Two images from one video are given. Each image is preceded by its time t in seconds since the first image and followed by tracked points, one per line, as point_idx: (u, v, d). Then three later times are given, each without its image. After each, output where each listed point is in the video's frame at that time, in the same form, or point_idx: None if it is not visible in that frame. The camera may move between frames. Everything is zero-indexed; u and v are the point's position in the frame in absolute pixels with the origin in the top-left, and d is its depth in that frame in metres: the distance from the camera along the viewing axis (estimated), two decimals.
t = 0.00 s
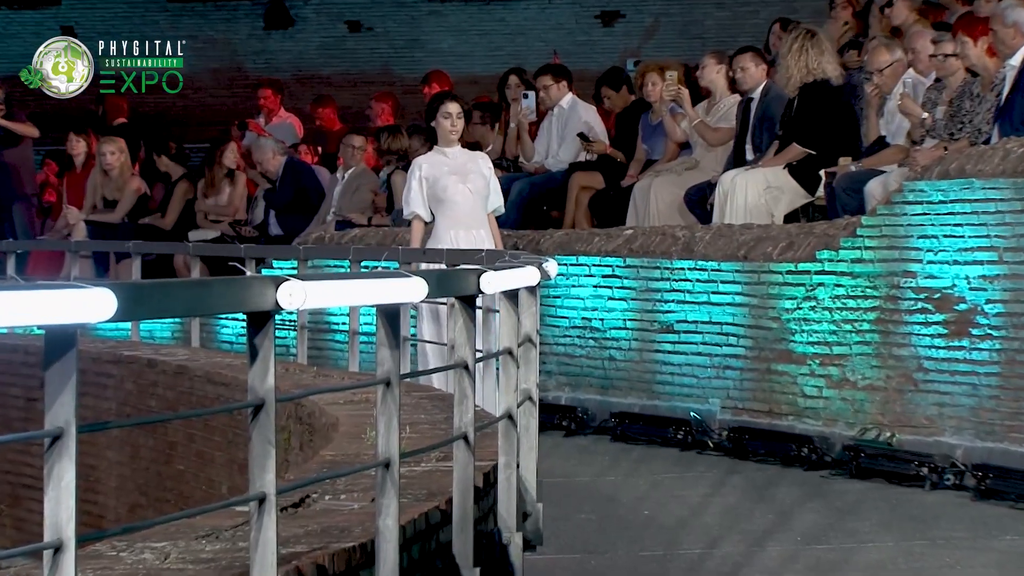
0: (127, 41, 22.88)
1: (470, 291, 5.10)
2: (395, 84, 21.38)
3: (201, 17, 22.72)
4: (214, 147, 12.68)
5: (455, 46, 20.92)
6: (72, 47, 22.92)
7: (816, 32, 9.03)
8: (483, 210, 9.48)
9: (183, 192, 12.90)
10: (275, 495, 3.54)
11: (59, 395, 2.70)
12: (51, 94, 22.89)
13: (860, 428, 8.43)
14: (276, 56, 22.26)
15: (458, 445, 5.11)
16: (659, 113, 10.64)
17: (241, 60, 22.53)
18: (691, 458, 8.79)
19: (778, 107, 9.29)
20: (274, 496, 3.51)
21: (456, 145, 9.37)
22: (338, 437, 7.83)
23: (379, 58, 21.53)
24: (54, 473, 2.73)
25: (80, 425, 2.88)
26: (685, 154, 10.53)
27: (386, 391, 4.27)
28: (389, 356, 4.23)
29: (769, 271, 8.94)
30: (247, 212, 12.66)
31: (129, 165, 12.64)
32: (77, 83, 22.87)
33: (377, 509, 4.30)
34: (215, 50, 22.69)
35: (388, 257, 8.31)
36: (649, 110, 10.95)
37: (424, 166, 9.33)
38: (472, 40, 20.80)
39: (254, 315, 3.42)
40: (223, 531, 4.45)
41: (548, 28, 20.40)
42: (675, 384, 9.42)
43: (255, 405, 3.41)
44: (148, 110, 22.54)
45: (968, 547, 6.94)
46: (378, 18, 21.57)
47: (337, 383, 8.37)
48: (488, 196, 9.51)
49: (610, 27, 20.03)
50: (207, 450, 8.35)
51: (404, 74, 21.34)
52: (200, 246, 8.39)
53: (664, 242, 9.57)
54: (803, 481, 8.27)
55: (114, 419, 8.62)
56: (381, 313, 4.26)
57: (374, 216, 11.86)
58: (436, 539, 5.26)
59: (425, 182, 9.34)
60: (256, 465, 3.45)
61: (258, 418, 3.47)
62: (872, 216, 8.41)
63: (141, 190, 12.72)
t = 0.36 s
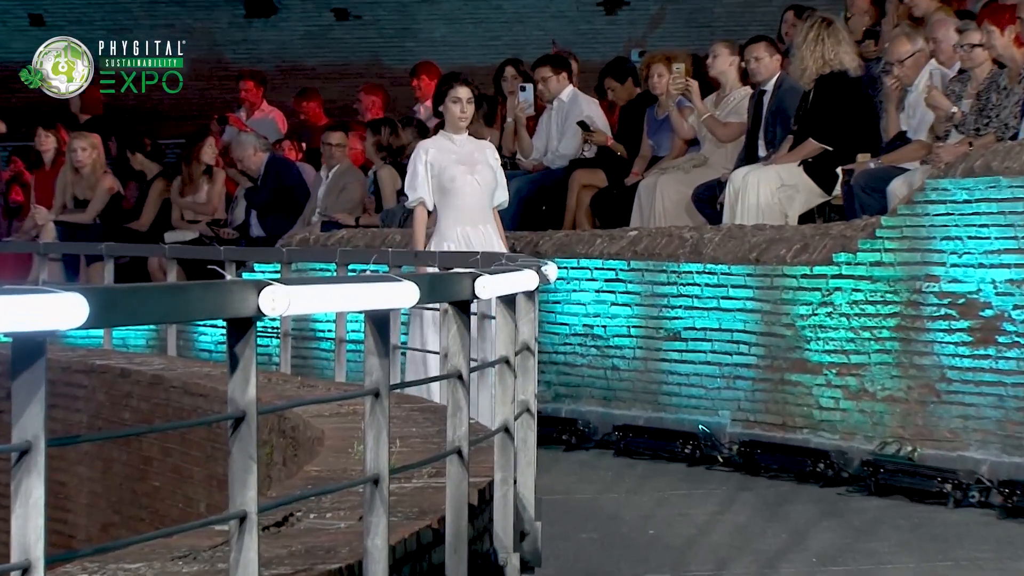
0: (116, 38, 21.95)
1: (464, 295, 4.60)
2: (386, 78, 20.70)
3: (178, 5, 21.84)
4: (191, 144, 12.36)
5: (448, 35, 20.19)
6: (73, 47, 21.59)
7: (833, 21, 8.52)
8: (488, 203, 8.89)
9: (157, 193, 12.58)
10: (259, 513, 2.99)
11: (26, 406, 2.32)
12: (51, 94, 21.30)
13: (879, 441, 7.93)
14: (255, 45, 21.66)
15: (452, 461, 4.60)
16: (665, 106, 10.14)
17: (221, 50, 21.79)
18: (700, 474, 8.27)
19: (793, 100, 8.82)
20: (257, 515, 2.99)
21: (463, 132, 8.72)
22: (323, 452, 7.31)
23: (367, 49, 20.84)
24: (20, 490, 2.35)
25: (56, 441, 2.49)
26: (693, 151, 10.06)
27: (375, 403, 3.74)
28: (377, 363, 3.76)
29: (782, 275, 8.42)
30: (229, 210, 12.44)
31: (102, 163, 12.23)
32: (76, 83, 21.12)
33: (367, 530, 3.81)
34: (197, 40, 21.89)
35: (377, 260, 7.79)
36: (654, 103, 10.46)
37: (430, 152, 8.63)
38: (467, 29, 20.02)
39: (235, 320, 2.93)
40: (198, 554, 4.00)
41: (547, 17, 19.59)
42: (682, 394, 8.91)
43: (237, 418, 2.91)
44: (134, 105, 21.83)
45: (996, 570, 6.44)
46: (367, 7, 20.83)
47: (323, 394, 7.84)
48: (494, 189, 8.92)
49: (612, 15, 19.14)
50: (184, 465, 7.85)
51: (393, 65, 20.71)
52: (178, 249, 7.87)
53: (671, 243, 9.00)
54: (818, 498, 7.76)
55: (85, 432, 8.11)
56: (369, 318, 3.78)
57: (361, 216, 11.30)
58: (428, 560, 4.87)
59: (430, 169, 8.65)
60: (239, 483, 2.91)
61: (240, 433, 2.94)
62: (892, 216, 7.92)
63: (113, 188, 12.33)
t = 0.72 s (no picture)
0: (80, 25, 21.21)
1: (452, 300, 4.12)
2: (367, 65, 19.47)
3: None
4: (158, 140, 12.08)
5: (435, 22, 19.20)
6: (72, 47, 20.38)
7: (844, 6, 8.02)
8: (494, 210, 8.04)
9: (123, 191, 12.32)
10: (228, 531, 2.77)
11: None
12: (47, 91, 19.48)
13: (894, 455, 7.44)
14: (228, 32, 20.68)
15: (436, 476, 4.19)
16: (665, 98, 9.68)
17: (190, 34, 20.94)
18: (702, 490, 7.79)
19: (801, 91, 8.32)
20: (230, 532, 2.75)
21: (467, 132, 7.93)
22: (299, 466, 6.80)
23: (348, 37, 19.74)
24: None
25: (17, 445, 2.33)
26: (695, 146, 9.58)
27: (357, 414, 3.39)
28: (360, 372, 3.37)
29: (789, 277, 7.92)
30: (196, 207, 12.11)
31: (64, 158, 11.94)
32: (77, 83, 20.00)
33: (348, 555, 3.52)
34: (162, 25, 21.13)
35: (357, 261, 7.29)
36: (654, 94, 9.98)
37: (430, 153, 7.88)
38: (454, 15, 19.08)
39: (206, 327, 2.66)
40: None
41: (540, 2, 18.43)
42: (683, 405, 8.40)
43: (208, 430, 2.66)
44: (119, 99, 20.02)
45: None
46: None
47: (301, 405, 7.34)
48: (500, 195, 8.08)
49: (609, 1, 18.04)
50: (152, 480, 7.38)
51: (376, 54, 19.49)
52: (144, 250, 7.39)
53: (670, 244, 8.55)
54: (828, 516, 7.28)
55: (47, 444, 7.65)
56: (348, 323, 3.39)
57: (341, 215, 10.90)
58: None
59: (429, 172, 7.90)
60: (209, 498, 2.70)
61: (210, 444, 2.68)
62: (907, 214, 7.43)
63: (77, 185, 12.04)
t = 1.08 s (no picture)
0: (58, 24, 21.43)
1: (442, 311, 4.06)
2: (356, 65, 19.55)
3: None
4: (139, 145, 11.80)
5: (427, 20, 19.40)
6: (73, 47, 20.21)
7: (850, 5, 7.78)
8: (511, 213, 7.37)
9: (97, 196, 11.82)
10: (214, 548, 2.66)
11: None
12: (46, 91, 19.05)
13: (899, 469, 7.22)
14: (212, 31, 20.90)
15: (428, 490, 4.14)
16: (665, 99, 9.40)
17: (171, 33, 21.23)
18: (702, 505, 7.57)
19: (805, 93, 8.06)
20: (214, 549, 2.63)
21: (480, 130, 7.28)
22: (286, 480, 6.59)
23: (336, 36, 20.01)
24: None
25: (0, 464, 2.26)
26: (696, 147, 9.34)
27: (345, 426, 3.34)
28: (346, 384, 3.31)
29: (792, 285, 7.70)
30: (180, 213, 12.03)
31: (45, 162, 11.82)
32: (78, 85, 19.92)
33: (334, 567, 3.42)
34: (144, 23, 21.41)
35: (346, 269, 7.07)
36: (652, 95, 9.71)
37: (439, 154, 7.26)
38: (445, 14, 19.31)
39: (189, 337, 2.55)
40: None
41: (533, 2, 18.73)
42: (682, 417, 8.16)
43: (192, 442, 2.55)
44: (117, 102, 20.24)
45: None
46: None
47: (289, 417, 7.11)
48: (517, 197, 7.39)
49: None
50: (134, 495, 7.20)
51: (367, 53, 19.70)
52: (127, 257, 7.15)
53: (670, 251, 8.35)
54: (831, 532, 7.06)
55: (26, 458, 7.48)
56: (336, 334, 3.33)
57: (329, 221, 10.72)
58: None
59: (438, 175, 7.27)
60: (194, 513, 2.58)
61: (195, 459, 2.57)
62: (913, 220, 7.20)
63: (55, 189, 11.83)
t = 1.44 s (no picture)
0: (45, 26, 21.00)
1: (428, 311, 4.09)
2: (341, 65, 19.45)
3: None
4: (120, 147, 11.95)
5: (414, 21, 19.11)
6: (73, 47, 20.29)
7: (835, 6, 7.80)
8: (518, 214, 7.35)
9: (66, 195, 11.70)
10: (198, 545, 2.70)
11: None
12: (50, 94, 19.64)
13: (884, 470, 7.23)
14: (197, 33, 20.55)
15: (413, 491, 4.21)
16: (650, 100, 9.44)
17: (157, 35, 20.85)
18: (687, 506, 7.58)
19: (790, 96, 8.02)
20: (199, 548, 2.68)
21: (485, 132, 7.26)
22: (271, 481, 6.58)
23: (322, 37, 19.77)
24: None
25: None
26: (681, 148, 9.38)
27: (330, 426, 3.39)
28: (333, 384, 3.38)
29: (776, 286, 7.70)
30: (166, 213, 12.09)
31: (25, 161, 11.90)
32: (79, 84, 20.03)
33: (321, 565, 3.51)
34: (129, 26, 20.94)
35: (330, 271, 7.09)
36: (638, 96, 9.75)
37: (443, 159, 7.30)
38: (431, 15, 19.01)
39: (174, 339, 2.62)
40: None
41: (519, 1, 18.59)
42: (667, 418, 8.16)
43: (176, 443, 2.62)
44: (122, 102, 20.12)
45: None
46: None
47: (274, 418, 7.11)
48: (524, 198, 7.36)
49: (593, 1, 18.07)
50: (119, 496, 7.22)
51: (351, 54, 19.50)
52: (109, 258, 7.15)
53: (654, 252, 8.32)
54: (816, 533, 7.07)
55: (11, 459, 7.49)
56: (320, 335, 3.37)
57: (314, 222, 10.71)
58: None
59: (443, 180, 7.31)
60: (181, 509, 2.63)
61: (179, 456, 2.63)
62: (898, 221, 7.20)
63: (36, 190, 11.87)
